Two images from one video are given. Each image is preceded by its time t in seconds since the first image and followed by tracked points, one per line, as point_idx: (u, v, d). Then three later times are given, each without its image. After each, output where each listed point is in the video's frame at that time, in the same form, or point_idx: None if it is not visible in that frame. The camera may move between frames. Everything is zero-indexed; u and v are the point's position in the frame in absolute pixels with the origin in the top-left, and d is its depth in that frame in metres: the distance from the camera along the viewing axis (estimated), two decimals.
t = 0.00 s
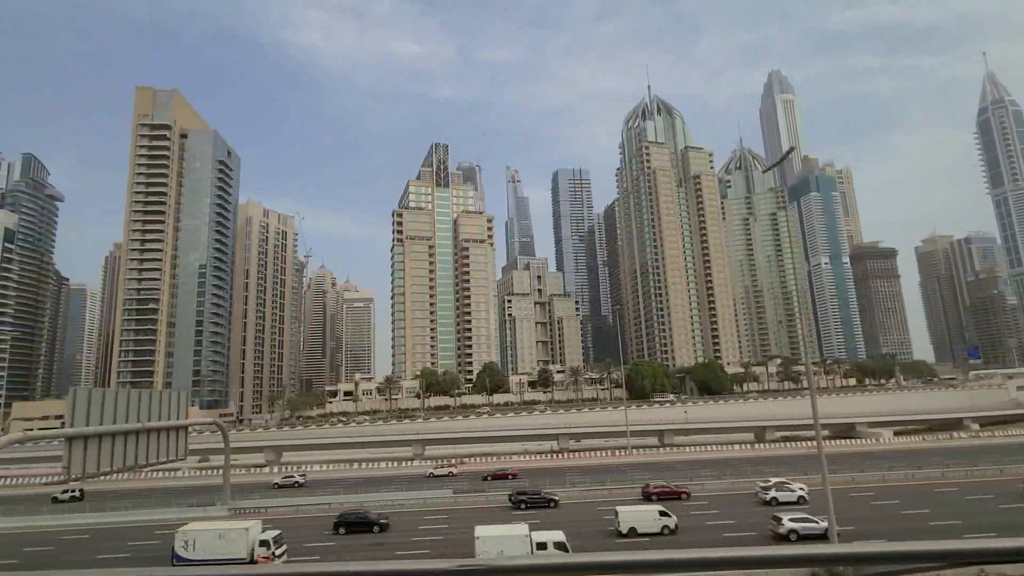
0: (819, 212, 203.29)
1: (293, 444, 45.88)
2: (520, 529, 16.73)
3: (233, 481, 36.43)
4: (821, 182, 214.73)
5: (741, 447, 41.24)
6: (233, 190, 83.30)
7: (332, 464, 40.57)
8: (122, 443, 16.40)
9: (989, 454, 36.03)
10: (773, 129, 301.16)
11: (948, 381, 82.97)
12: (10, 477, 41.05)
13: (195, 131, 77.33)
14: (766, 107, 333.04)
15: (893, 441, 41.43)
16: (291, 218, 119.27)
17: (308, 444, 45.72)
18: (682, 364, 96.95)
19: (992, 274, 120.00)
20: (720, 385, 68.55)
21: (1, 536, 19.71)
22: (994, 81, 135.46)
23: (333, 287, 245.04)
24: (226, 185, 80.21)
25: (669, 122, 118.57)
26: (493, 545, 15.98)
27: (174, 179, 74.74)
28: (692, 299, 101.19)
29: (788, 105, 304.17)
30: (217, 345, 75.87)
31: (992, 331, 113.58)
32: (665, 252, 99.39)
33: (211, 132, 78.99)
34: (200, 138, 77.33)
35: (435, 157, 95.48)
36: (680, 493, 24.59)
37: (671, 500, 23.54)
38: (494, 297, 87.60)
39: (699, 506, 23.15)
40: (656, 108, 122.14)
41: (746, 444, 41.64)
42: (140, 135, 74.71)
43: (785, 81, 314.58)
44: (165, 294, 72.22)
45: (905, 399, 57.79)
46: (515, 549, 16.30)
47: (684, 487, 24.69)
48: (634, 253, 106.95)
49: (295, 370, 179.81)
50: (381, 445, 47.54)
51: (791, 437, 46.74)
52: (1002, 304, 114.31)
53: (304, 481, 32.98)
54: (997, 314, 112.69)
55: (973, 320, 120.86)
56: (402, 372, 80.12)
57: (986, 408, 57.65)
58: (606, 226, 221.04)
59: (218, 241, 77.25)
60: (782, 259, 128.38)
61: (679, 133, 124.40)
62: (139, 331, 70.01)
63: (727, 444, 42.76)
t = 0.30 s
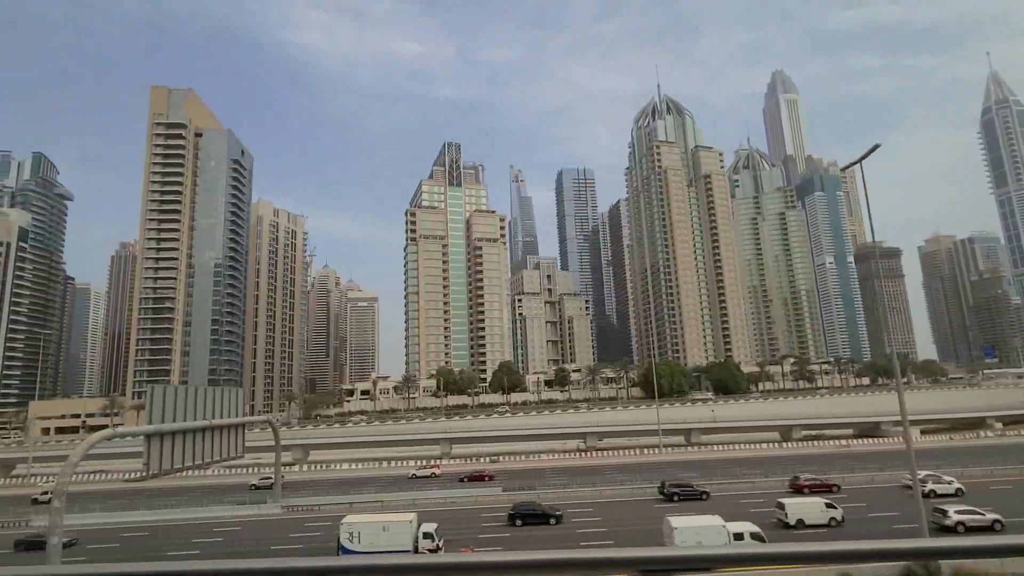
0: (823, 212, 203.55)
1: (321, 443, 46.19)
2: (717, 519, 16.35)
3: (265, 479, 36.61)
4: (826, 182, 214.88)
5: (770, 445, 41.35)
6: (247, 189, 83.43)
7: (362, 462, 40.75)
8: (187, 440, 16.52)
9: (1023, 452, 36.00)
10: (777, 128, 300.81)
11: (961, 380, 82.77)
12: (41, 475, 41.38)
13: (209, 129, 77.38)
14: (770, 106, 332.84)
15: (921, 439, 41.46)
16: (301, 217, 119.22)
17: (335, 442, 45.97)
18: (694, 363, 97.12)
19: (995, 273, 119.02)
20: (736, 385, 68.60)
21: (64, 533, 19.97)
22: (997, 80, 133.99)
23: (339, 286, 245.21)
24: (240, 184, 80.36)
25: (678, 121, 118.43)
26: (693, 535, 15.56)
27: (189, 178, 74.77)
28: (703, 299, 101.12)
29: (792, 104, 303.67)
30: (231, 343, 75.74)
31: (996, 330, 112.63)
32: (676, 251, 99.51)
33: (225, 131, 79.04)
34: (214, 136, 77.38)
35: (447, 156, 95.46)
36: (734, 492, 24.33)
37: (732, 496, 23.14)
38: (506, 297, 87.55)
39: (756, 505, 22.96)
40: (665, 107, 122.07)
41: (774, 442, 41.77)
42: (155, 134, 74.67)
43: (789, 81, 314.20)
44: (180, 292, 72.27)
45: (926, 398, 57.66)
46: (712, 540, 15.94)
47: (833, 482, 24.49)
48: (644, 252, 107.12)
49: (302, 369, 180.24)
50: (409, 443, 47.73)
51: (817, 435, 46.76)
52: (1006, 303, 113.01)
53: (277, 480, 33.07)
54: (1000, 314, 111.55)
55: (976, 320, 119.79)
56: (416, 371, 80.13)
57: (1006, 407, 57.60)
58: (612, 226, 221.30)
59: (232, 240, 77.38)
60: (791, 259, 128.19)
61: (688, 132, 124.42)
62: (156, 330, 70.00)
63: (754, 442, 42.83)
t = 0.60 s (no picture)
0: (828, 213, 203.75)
1: (349, 442, 46.26)
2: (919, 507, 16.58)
3: (297, 479, 36.61)
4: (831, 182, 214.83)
5: (798, 445, 41.44)
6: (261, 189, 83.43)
7: (392, 462, 40.74)
8: (254, 438, 16.67)
9: None
10: (780, 128, 300.66)
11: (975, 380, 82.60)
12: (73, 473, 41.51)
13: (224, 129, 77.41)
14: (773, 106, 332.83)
15: (949, 438, 41.50)
16: (310, 217, 119.20)
17: (361, 442, 46.06)
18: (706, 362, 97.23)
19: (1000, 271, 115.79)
20: (753, 383, 68.72)
21: (124, 534, 20.03)
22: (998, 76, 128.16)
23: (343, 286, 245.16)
24: (254, 184, 80.39)
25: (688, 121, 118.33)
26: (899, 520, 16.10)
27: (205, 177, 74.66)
28: (715, 300, 101.24)
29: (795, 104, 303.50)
30: (246, 344, 75.63)
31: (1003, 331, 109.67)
32: (687, 251, 99.51)
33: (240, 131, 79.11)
34: (229, 136, 77.45)
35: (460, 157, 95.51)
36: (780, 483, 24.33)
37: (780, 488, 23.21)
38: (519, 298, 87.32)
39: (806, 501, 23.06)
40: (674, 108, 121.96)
41: (803, 441, 41.85)
42: (170, 134, 74.59)
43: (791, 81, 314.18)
44: (196, 292, 72.18)
45: (946, 397, 57.50)
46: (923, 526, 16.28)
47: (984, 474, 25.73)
48: (654, 252, 107.15)
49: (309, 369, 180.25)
50: (437, 442, 47.83)
51: (843, 434, 46.54)
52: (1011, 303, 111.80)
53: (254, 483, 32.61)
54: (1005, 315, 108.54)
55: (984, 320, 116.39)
56: (431, 370, 80.27)
57: None
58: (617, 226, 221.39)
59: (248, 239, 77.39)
60: (800, 259, 128.20)
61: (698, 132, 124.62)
62: (173, 330, 69.90)
63: (780, 441, 42.85)
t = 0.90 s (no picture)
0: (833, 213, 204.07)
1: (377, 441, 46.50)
2: None
3: (325, 478, 36.51)
4: (835, 182, 214.79)
5: (827, 444, 41.38)
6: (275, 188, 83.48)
7: (422, 462, 40.73)
8: (326, 436, 16.88)
9: None
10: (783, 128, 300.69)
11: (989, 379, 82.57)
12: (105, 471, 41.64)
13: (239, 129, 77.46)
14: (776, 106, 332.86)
15: (978, 437, 41.46)
16: (320, 217, 119.20)
17: (389, 441, 46.20)
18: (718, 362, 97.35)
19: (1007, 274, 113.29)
20: (769, 382, 69.00)
21: (182, 533, 19.86)
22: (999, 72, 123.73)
23: (349, 287, 245.54)
24: (269, 183, 80.48)
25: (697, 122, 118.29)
26: None
27: (220, 177, 74.61)
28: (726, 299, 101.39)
29: (799, 104, 303.50)
30: (261, 344, 75.79)
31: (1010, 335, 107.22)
32: (699, 251, 99.53)
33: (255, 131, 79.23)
34: (244, 136, 77.51)
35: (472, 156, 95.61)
36: (824, 477, 24.35)
37: (826, 483, 23.20)
38: (533, 297, 87.36)
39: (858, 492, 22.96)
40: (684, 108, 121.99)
41: (831, 440, 41.77)
42: (186, 134, 74.69)
43: (795, 81, 314.23)
44: (212, 291, 72.18)
45: (966, 396, 57.55)
46: None
47: None
48: (665, 252, 107.32)
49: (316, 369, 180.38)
50: (463, 442, 47.95)
51: (870, 433, 46.46)
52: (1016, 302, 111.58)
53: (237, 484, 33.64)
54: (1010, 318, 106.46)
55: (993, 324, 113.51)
56: (446, 370, 80.55)
57: None
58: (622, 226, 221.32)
59: (263, 239, 77.41)
60: (808, 259, 128.22)
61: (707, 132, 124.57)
62: (190, 329, 70.02)
63: (808, 439, 42.87)
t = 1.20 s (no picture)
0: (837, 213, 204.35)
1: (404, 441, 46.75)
2: None
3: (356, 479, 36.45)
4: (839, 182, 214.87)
5: (856, 443, 41.31)
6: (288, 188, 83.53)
7: (451, 460, 40.69)
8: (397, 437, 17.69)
9: None
10: (787, 128, 300.73)
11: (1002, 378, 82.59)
12: (137, 470, 41.84)
13: (253, 129, 77.51)
14: (779, 106, 332.79)
15: (1006, 436, 41.39)
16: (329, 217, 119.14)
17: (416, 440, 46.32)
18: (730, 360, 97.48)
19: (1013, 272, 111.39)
20: (786, 381, 69.11)
21: (246, 532, 20.62)
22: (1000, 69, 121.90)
23: (354, 287, 245.82)
24: (283, 182, 80.53)
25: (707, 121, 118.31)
26: None
27: (235, 176, 74.57)
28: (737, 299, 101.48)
29: (802, 104, 303.46)
30: (275, 343, 75.80)
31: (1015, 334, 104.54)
32: (710, 250, 99.57)
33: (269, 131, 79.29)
34: (258, 135, 77.55)
35: (484, 156, 95.66)
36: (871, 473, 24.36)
37: (874, 481, 23.17)
38: (546, 297, 87.42)
39: (907, 490, 22.82)
40: (693, 107, 122.07)
41: (859, 439, 41.65)
42: (201, 134, 74.66)
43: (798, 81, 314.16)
44: (228, 291, 72.21)
45: (986, 394, 57.44)
46: None
47: None
48: (676, 251, 107.44)
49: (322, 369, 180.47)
50: (489, 441, 47.95)
51: (896, 433, 46.33)
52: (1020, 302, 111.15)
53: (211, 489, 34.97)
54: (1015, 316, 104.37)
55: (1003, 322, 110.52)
56: (460, 370, 80.54)
57: None
58: (628, 226, 221.49)
59: (278, 238, 77.49)
60: (817, 258, 128.28)
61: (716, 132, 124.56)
62: (206, 328, 70.03)
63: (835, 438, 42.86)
